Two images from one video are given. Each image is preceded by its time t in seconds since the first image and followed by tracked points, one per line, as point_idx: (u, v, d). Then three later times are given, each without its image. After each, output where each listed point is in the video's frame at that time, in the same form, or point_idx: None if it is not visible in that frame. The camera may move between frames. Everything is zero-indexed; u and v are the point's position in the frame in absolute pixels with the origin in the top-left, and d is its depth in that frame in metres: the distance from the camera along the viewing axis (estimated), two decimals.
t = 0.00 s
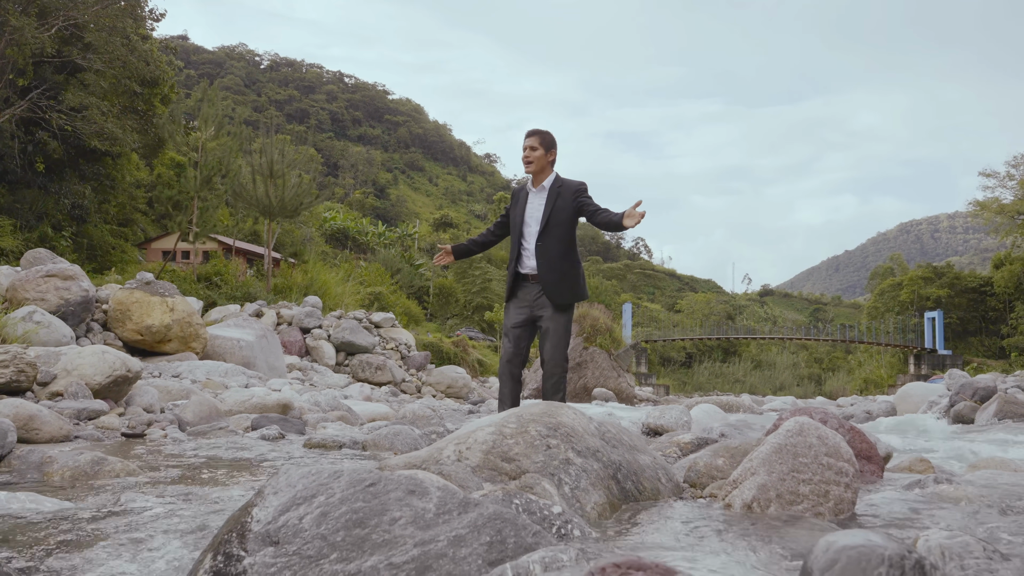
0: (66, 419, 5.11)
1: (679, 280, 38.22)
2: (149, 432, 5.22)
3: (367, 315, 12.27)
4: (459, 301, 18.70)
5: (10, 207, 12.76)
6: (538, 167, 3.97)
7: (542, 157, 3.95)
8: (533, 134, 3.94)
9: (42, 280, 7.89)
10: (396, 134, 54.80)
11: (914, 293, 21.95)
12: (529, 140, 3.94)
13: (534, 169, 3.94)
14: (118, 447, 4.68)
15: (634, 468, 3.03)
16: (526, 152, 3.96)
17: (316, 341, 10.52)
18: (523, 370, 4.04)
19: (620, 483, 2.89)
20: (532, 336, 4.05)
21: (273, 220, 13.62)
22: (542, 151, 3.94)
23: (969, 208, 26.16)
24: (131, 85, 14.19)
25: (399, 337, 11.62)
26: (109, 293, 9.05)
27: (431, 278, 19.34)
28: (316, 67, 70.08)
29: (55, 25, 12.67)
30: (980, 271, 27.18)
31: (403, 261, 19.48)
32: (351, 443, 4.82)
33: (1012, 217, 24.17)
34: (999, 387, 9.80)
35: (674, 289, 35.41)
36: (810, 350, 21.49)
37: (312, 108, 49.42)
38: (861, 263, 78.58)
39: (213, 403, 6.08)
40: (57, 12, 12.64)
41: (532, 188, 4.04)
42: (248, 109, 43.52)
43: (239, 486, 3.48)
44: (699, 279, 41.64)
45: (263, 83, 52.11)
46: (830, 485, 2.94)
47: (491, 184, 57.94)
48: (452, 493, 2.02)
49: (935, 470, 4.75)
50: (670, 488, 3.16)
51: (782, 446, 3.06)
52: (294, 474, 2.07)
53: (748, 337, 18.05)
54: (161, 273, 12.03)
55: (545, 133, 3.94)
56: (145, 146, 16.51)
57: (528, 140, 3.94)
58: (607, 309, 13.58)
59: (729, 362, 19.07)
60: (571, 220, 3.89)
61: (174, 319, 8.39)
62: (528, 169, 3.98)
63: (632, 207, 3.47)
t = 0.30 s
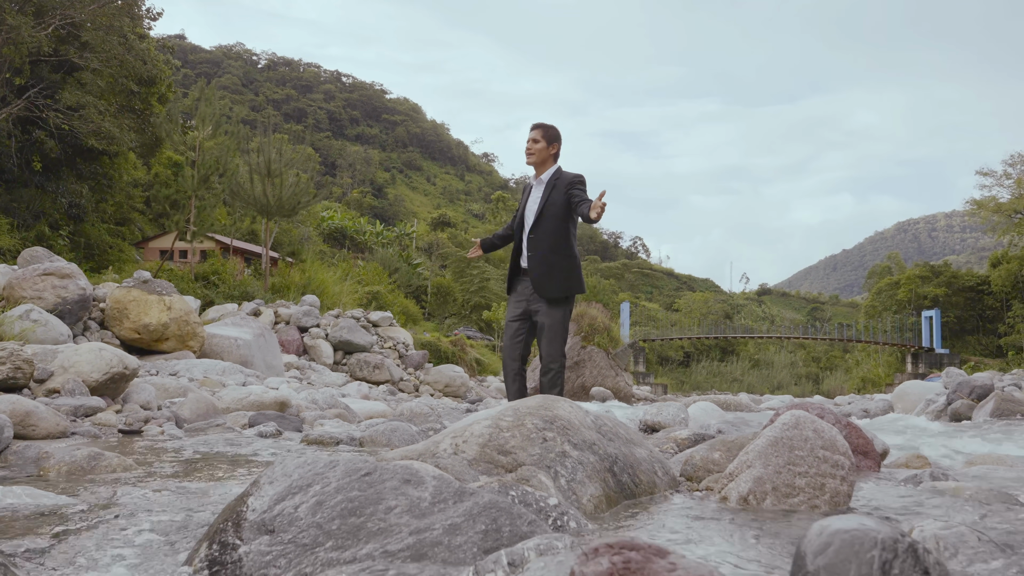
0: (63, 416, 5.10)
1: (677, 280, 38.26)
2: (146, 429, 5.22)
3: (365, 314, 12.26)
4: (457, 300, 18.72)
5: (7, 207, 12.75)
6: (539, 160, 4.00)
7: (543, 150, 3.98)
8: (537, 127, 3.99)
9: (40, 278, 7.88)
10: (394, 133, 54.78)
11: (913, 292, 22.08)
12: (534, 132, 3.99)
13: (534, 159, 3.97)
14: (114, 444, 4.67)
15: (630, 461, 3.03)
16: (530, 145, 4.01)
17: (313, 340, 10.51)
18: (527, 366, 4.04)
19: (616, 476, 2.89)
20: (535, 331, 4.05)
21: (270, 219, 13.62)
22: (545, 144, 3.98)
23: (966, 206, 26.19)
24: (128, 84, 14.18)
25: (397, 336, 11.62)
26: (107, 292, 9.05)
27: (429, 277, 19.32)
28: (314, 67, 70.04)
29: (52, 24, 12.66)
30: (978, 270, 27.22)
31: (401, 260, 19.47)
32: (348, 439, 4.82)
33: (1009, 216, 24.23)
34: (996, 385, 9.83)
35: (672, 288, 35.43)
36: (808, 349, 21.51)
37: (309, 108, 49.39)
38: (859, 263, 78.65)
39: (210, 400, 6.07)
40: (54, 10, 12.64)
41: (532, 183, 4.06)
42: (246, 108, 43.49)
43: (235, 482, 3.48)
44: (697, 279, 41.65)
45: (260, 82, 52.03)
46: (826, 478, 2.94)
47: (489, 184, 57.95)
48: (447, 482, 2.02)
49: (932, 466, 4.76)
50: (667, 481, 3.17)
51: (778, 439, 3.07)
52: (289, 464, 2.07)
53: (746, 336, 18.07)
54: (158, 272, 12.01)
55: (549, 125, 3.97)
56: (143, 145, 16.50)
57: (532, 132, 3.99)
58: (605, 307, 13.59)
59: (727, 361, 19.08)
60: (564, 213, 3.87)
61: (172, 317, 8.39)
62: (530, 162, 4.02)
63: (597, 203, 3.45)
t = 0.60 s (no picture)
0: (60, 414, 5.10)
1: (676, 280, 38.27)
2: (143, 428, 5.22)
3: (363, 313, 12.25)
4: (455, 300, 18.72)
5: (5, 206, 12.75)
6: (539, 159, 3.99)
7: (544, 148, 3.97)
8: (537, 125, 3.99)
9: (37, 277, 7.86)
10: (393, 133, 54.78)
11: (911, 292, 22.06)
12: (535, 130, 3.97)
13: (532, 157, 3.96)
14: (112, 442, 4.67)
15: (627, 458, 3.03)
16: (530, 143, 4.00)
17: (311, 340, 10.50)
18: (525, 365, 4.03)
19: (613, 472, 2.89)
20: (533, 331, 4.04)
21: (269, 219, 13.62)
22: (545, 142, 3.97)
23: (964, 207, 26.21)
24: (126, 83, 14.19)
25: (396, 335, 11.61)
26: (105, 291, 9.04)
27: (428, 277, 19.31)
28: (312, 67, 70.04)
29: (50, 23, 12.65)
30: (975, 270, 27.27)
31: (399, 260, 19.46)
32: (346, 438, 4.81)
33: (1007, 217, 24.28)
34: (994, 385, 9.84)
35: (671, 288, 35.44)
36: (806, 349, 21.51)
37: (308, 108, 49.39)
38: (857, 263, 78.72)
39: (208, 400, 6.07)
40: (52, 10, 12.64)
41: (532, 182, 4.05)
42: (244, 108, 43.48)
43: (232, 480, 3.47)
44: (696, 279, 41.65)
45: (259, 82, 51.99)
46: (822, 475, 2.94)
47: (489, 184, 57.97)
48: (442, 476, 2.02)
49: (930, 464, 4.76)
50: (663, 478, 3.17)
51: (775, 436, 3.07)
52: (284, 459, 2.07)
53: (744, 336, 18.06)
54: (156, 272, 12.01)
55: (549, 124, 3.96)
56: (141, 145, 16.50)
57: (532, 131, 3.98)
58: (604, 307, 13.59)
59: (726, 361, 19.09)
60: (566, 210, 3.86)
61: (170, 316, 8.38)
62: (530, 160, 4.02)
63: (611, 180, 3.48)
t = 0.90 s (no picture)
0: (58, 411, 5.09)
1: (675, 280, 38.31)
2: (141, 424, 5.21)
3: (362, 313, 12.24)
4: (454, 300, 18.73)
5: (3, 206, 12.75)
6: (537, 154, 3.97)
7: (543, 144, 3.96)
8: (533, 121, 3.96)
9: (35, 276, 7.85)
10: (391, 133, 54.80)
11: (909, 291, 22.08)
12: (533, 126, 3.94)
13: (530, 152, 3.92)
14: (110, 438, 4.67)
15: (625, 452, 3.03)
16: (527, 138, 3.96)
17: (310, 339, 10.49)
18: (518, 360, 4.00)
19: (610, 466, 2.89)
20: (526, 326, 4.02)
21: (268, 219, 13.62)
22: (540, 137, 3.95)
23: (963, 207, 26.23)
24: (125, 83, 14.20)
25: (395, 335, 11.62)
26: (103, 290, 9.05)
27: (427, 276, 19.32)
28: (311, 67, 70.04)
29: (49, 22, 12.68)
30: (974, 270, 27.29)
31: (398, 260, 19.47)
32: (343, 435, 4.81)
33: (1005, 216, 24.33)
34: (992, 384, 9.85)
35: (670, 288, 35.47)
36: (805, 349, 21.53)
37: (307, 107, 49.39)
38: (856, 264, 78.80)
39: (206, 397, 6.07)
40: (51, 9, 12.67)
41: (529, 175, 4.02)
42: (243, 107, 43.49)
43: (230, 475, 3.47)
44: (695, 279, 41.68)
45: (258, 82, 51.97)
46: (820, 469, 2.95)
47: (488, 184, 57.96)
48: (440, 467, 2.02)
49: (928, 461, 4.76)
50: (661, 472, 3.17)
51: (772, 430, 3.08)
52: (282, 449, 2.07)
53: (743, 335, 18.07)
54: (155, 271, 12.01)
55: (545, 120, 3.95)
56: (139, 144, 16.51)
57: (531, 126, 3.94)
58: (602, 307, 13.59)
59: (725, 361, 19.10)
60: (570, 208, 3.87)
61: (168, 315, 8.36)
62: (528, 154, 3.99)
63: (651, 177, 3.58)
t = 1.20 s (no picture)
0: (58, 410, 5.09)
1: (675, 280, 38.31)
2: (141, 423, 5.21)
3: (362, 312, 12.23)
4: (454, 300, 18.73)
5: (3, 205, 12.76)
6: (530, 153, 3.88)
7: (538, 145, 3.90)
8: (525, 121, 3.85)
9: (35, 276, 7.85)
10: (391, 133, 54.76)
11: (908, 291, 22.10)
12: (530, 127, 3.84)
13: (526, 153, 3.83)
14: (109, 437, 4.67)
15: (625, 449, 3.03)
16: (522, 137, 3.85)
17: (309, 339, 10.49)
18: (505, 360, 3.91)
19: (610, 463, 2.89)
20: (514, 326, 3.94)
21: (267, 219, 13.62)
22: (535, 138, 3.89)
23: (962, 206, 26.24)
24: (124, 83, 14.21)
25: (394, 334, 11.61)
26: (102, 290, 9.04)
27: (427, 276, 19.32)
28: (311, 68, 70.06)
29: (48, 22, 12.70)
30: (973, 271, 27.31)
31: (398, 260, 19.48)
32: (343, 433, 4.81)
33: (1005, 216, 24.34)
34: (991, 383, 9.86)
35: (669, 288, 35.46)
36: (804, 349, 21.52)
37: (306, 107, 49.43)
38: (856, 263, 78.83)
39: (206, 396, 6.06)
40: (50, 9, 12.70)
41: (519, 176, 3.94)
42: (242, 107, 43.51)
43: (229, 473, 3.47)
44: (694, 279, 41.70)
45: (257, 81, 51.94)
46: (820, 467, 2.95)
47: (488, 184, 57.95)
48: (439, 463, 2.02)
49: (927, 460, 4.76)
50: (661, 469, 3.17)
51: (772, 427, 3.08)
52: (281, 445, 2.07)
53: (743, 335, 18.07)
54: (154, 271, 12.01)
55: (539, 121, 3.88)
56: (139, 144, 16.52)
57: (530, 127, 3.84)
58: (602, 307, 13.59)
59: (725, 360, 19.10)
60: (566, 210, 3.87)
61: (168, 315, 8.36)
62: (522, 154, 3.87)
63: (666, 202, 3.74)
